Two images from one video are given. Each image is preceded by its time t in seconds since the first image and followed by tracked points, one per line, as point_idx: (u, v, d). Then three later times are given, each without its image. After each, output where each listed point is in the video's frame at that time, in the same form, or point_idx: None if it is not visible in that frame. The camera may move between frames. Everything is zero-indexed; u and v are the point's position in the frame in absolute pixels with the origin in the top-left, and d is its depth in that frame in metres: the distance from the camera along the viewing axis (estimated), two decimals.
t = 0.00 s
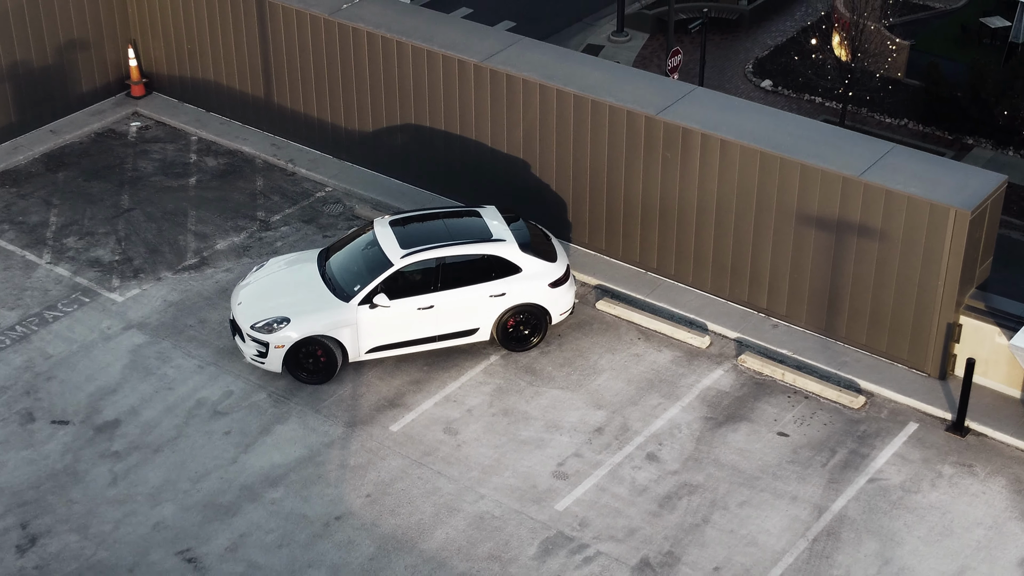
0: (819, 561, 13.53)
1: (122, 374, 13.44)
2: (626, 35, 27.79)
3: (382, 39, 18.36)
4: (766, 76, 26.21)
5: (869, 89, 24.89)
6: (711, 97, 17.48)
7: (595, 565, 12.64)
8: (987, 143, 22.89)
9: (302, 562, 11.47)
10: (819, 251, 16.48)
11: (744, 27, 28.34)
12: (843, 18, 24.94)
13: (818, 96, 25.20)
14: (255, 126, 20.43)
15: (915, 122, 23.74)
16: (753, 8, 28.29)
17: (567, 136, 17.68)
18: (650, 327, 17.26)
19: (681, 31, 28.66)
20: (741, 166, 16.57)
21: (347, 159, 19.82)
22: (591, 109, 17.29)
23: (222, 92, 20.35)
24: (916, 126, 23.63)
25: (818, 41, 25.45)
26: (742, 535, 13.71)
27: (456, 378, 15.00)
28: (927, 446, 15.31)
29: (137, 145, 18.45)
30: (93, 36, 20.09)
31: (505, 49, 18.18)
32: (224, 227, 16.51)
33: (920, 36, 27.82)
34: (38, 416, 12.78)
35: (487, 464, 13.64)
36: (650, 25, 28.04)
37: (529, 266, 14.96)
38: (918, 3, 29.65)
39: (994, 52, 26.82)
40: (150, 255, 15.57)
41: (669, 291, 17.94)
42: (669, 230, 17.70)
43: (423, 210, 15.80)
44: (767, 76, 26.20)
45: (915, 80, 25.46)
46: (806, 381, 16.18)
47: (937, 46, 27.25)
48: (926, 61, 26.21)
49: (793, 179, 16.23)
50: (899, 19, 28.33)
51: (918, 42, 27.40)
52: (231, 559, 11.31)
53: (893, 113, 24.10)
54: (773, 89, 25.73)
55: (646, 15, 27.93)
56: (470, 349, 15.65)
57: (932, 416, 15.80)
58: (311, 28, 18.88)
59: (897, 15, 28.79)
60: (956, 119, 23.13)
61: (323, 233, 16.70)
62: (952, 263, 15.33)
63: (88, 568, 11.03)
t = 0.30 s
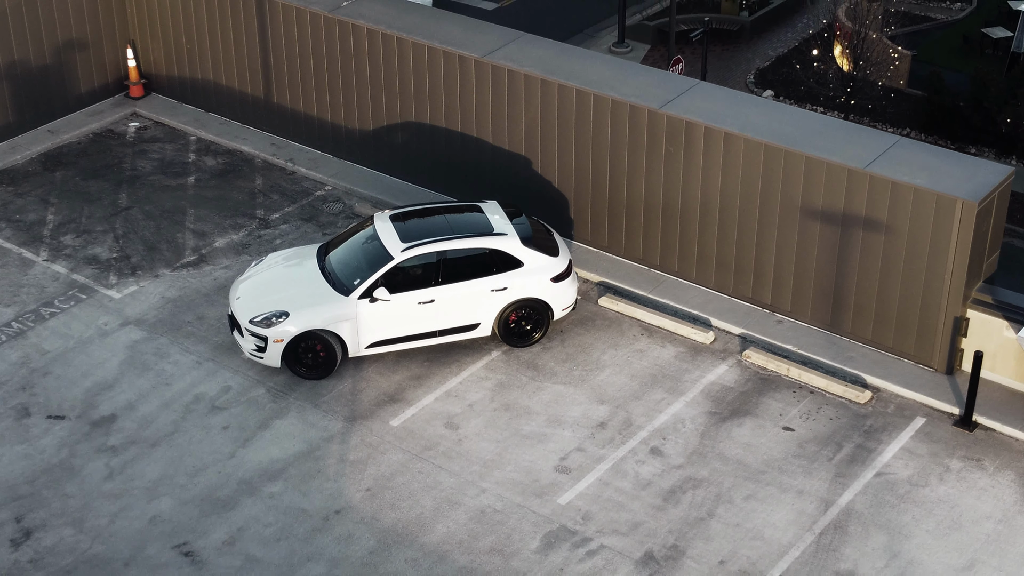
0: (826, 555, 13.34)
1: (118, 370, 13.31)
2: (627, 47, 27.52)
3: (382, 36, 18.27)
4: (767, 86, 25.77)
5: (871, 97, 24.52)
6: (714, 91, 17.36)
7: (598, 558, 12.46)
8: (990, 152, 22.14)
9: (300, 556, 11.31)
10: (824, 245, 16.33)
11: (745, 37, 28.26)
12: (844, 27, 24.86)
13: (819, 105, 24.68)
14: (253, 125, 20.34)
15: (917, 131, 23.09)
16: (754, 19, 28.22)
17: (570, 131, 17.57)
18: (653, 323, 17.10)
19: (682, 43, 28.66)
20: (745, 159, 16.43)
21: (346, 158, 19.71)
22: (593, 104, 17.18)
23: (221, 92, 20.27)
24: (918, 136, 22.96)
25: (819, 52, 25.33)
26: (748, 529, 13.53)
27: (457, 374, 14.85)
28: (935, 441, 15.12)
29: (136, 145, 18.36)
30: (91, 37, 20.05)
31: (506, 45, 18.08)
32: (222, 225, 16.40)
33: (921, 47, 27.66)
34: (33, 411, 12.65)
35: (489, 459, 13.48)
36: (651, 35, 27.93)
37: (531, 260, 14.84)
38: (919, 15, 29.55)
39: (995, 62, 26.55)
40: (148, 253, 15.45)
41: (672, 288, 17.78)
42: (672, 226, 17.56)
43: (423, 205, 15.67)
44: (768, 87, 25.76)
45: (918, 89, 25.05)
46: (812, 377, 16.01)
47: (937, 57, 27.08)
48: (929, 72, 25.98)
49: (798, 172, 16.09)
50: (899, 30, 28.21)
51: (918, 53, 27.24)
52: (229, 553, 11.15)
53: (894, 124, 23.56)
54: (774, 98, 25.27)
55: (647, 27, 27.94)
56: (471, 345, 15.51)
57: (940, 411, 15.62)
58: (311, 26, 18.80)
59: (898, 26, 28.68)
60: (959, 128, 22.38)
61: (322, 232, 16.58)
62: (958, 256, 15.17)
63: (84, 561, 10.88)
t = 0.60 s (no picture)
0: (831, 547, 13.17)
1: (114, 364, 13.19)
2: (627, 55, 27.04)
3: (381, 32, 18.21)
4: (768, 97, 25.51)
5: (873, 106, 24.37)
6: (715, 85, 17.27)
7: (600, 550, 12.31)
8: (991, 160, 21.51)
9: (297, 547, 11.17)
10: (827, 238, 16.19)
11: (746, 48, 28.07)
12: (844, 36, 24.70)
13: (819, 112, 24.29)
14: (251, 124, 20.26)
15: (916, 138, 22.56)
16: (754, 29, 28.00)
17: (570, 126, 17.47)
18: (655, 319, 16.96)
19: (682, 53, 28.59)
20: (747, 152, 16.31)
21: (344, 157, 19.62)
22: (594, 98, 17.08)
23: (220, 92, 20.21)
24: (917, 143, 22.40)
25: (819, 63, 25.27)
26: (751, 521, 13.36)
27: (456, 368, 14.72)
28: (940, 434, 14.96)
29: (133, 144, 18.28)
30: (88, 36, 20.02)
31: (505, 40, 18.00)
32: (220, 222, 16.29)
33: (922, 58, 27.51)
34: (27, 405, 12.53)
35: (489, 452, 13.34)
36: (651, 49, 27.95)
37: (531, 254, 14.72)
38: (920, 25, 29.40)
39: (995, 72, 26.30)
40: (144, 250, 15.35)
41: (674, 283, 17.64)
42: (673, 221, 17.44)
43: (423, 199, 15.56)
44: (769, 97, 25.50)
45: (919, 100, 24.90)
46: (815, 370, 15.87)
47: (938, 68, 26.93)
48: (930, 82, 25.75)
49: (801, 164, 15.96)
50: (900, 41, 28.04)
51: (918, 63, 27.08)
52: (224, 545, 11.01)
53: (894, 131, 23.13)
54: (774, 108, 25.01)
55: (647, 39, 27.90)
56: (470, 339, 15.37)
57: (945, 405, 15.46)
58: (310, 23, 18.74)
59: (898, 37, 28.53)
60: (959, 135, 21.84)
61: (321, 229, 16.48)
62: (963, 247, 15.04)
63: (77, 553, 10.74)
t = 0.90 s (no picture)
0: (833, 539, 13.03)
1: (107, 359, 13.10)
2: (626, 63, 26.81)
3: (379, 30, 18.16)
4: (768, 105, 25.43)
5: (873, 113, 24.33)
6: (714, 80, 17.20)
7: (598, 543, 12.18)
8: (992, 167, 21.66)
9: (292, 540, 11.05)
10: (828, 232, 16.08)
11: (745, 60, 27.92)
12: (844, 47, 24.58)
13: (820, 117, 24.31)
14: (247, 124, 20.22)
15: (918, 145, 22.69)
16: (753, 42, 27.82)
17: (569, 122, 17.39)
18: (654, 315, 16.85)
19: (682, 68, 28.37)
20: (747, 146, 16.22)
21: (342, 157, 19.56)
22: (592, 93, 17.01)
23: (216, 92, 20.18)
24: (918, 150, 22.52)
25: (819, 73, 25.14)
26: (752, 514, 13.23)
27: (454, 363, 14.61)
28: (942, 428, 14.83)
29: (129, 144, 18.23)
30: (84, 35, 20.00)
31: (503, 37, 17.94)
32: (215, 220, 16.21)
33: (922, 69, 27.34)
34: (19, 399, 12.43)
35: (486, 445, 13.22)
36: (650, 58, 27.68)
37: (530, 248, 14.65)
38: (919, 37, 29.22)
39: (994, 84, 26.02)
40: (139, 247, 15.27)
41: (673, 280, 17.53)
42: (672, 218, 17.34)
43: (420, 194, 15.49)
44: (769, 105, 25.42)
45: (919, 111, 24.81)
46: (816, 365, 15.75)
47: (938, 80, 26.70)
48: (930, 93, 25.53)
49: (801, 158, 15.87)
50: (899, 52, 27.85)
51: (918, 74, 26.91)
52: (218, 537, 10.89)
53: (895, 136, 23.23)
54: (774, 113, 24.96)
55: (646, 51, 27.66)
56: (468, 335, 15.27)
57: (947, 399, 15.32)
58: (308, 22, 18.70)
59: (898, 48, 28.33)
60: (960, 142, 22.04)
61: (317, 226, 16.40)
62: (965, 239, 14.93)
63: (68, 545, 10.63)
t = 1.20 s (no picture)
0: (833, 535, 12.92)
1: (101, 358, 13.03)
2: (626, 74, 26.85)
3: (376, 30, 18.15)
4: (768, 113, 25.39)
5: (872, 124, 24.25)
6: (713, 79, 17.17)
7: (596, 538, 12.07)
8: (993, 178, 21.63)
9: (286, 536, 10.95)
10: (827, 230, 16.01)
11: (744, 73, 27.98)
12: (843, 58, 24.55)
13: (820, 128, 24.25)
14: (244, 127, 20.19)
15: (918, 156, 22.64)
16: (753, 55, 27.96)
17: (566, 122, 17.35)
18: (652, 314, 16.77)
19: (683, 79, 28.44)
20: (746, 144, 16.17)
21: (338, 159, 19.52)
22: (590, 92, 16.97)
23: (212, 94, 20.17)
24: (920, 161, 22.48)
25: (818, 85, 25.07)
26: (751, 510, 13.12)
27: (450, 362, 14.53)
28: (944, 426, 14.72)
29: (125, 147, 18.20)
30: (81, 39, 20.00)
31: (501, 37, 17.93)
32: (211, 222, 16.16)
33: (922, 82, 27.21)
34: (12, 397, 12.36)
35: (483, 442, 13.13)
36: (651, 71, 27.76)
37: (527, 246, 14.58)
38: (919, 51, 29.04)
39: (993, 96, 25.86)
40: (134, 248, 15.21)
41: (672, 280, 17.46)
42: (671, 218, 17.28)
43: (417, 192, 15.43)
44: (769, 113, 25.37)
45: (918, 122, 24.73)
46: (816, 364, 15.66)
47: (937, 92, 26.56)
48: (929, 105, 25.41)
49: (800, 155, 15.81)
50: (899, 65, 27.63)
51: (918, 87, 26.77)
52: (211, 533, 10.80)
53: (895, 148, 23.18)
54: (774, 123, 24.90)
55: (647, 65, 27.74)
56: (465, 334, 15.19)
57: (948, 397, 15.22)
58: (305, 23, 18.69)
59: (897, 62, 28.15)
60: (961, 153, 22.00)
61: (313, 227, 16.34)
62: (965, 236, 14.86)
63: (60, 541, 10.54)
